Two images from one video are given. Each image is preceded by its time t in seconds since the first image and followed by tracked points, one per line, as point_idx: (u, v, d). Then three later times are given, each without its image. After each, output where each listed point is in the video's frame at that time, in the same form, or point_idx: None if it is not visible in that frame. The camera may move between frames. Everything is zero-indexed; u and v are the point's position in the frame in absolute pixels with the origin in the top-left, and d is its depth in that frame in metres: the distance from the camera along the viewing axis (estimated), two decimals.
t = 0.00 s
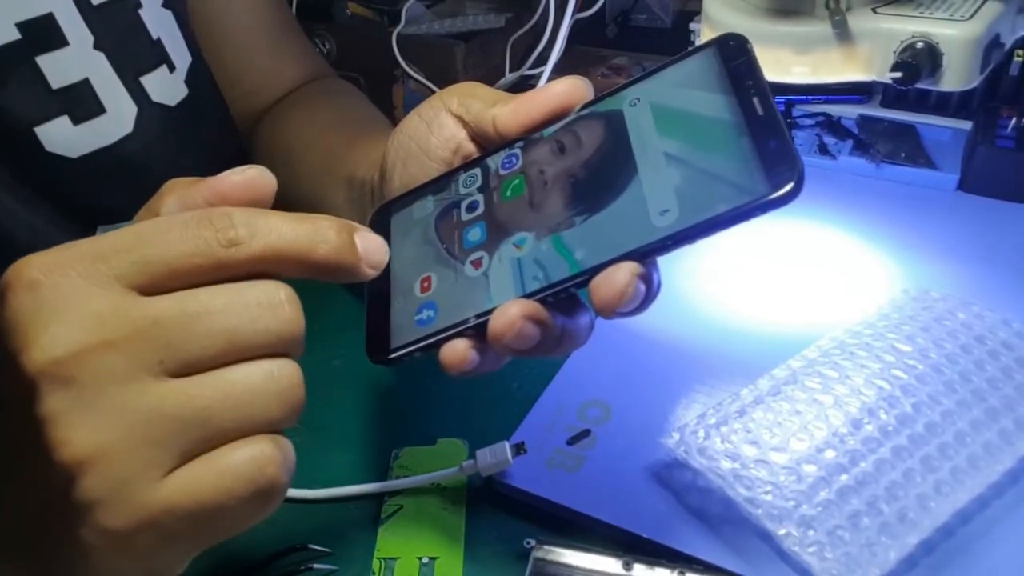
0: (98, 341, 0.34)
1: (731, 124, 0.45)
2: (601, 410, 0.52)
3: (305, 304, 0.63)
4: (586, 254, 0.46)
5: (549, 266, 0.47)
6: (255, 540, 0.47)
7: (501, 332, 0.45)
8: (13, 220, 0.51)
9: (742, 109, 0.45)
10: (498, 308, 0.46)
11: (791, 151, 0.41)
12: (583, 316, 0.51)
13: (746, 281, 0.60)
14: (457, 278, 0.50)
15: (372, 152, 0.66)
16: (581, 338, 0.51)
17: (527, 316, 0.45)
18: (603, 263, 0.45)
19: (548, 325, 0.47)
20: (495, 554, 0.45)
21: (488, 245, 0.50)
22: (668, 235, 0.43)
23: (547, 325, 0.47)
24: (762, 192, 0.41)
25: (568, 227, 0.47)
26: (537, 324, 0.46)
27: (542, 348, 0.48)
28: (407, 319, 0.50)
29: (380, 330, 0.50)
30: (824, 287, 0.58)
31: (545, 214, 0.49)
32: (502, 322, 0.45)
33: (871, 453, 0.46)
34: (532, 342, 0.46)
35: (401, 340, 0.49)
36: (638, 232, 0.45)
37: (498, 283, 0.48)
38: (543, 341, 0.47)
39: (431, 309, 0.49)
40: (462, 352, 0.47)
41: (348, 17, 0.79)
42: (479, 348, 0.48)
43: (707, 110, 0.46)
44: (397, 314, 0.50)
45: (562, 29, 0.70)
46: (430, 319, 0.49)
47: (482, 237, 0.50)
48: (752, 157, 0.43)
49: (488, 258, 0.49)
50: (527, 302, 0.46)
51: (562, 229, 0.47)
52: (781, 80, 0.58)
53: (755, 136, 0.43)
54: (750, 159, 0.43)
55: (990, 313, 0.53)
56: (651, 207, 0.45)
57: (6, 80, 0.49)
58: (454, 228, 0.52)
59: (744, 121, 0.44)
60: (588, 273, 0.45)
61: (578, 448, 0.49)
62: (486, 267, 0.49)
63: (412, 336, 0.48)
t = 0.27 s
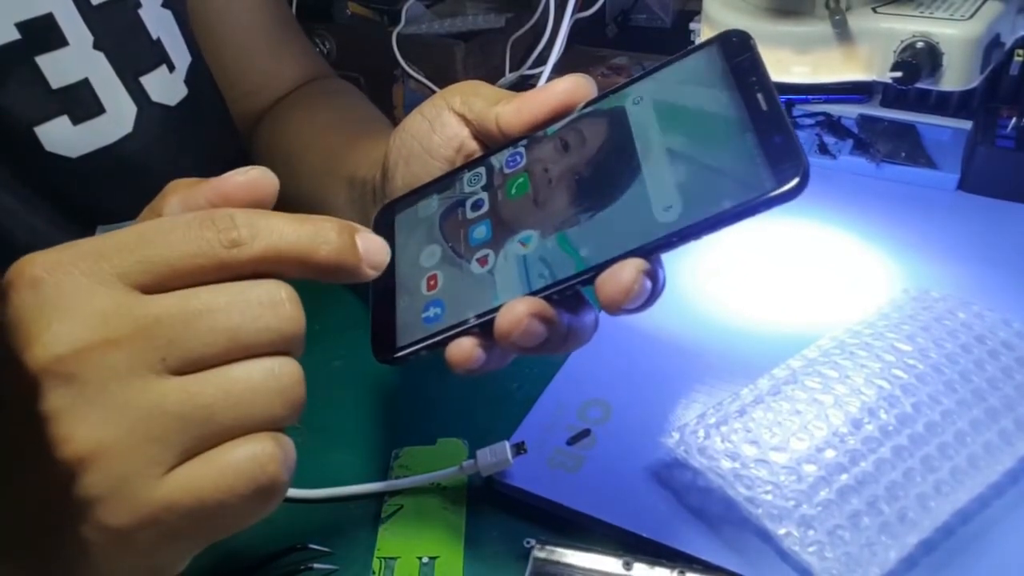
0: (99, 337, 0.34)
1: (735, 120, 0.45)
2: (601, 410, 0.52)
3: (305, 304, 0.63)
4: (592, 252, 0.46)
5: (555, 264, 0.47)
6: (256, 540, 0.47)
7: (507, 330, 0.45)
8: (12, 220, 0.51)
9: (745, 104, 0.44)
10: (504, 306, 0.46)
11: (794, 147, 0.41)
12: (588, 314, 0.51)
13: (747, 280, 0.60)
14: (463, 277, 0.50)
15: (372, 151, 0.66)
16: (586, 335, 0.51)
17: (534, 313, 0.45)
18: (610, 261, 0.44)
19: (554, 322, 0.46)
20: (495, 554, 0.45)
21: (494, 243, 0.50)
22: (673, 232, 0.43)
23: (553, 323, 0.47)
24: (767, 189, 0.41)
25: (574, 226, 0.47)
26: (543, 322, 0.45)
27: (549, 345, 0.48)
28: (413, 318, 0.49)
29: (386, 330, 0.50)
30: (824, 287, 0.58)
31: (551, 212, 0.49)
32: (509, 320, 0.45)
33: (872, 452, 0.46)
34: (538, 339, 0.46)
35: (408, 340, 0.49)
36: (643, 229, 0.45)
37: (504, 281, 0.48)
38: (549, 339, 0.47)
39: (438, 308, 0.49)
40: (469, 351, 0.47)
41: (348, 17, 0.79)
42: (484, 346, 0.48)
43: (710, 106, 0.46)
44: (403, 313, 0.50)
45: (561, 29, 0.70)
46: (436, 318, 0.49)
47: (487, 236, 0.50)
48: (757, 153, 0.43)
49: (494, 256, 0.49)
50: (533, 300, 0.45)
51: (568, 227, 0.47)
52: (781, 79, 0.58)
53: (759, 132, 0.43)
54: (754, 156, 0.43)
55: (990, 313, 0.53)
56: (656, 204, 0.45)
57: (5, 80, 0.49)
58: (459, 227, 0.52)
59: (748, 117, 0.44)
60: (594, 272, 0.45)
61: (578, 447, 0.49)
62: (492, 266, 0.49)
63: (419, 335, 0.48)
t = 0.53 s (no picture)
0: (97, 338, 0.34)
1: (735, 119, 0.45)
2: (601, 410, 0.52)
3: (306, 304, 0.63)
4: (594, 251, 0.46)
5: (557, 264, 0.47)
6: (258, 538, 0.47)
7: (508, 332, 0.45)
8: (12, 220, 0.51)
9: (746, 103, 0.45)
10: (505, 307, 0.46)
11: (796, 146, 0.42)
12: (587, 315, 0.51)
13: (748, 280, 0.60)
14: (464, 276, 0.50)
15: (372, 151, 0.66)
16: (585, 336, 0.51)
17: (535, 315, 0.45)
18: (611, 261, 0.44)
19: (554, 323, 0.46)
20: (495, 554, 0.45)
21: (498, 241, 0.50)
22: (676, 232, 0.43)
23: (554, 323, 0.46)
24: (769, 189, 0.41)
25: (576, 225, 0.47)
26: (543, 323, 0.45)
27: (550, 345, 0.48)
28: (415, 319, 0.49)
29: (388, 331, 0.50)
30: (825, 286, 0.58)
31: (552, 212, 0.49)
32: (509, 321, 0.45)
33: (871, 453, 0.46)
34: (538, 341, 0.46)
35: (410, 340, 0.49)
36: (645, 228, 0.45)
37: (506, 280, 0.48)
38: (550, 340, 0.47)
39: (440, 308, 0.49)
40: (469, 351, 0.47)
41: (348, 18, 0.78)
42: (485, 347, 0.48)
43: (710, 105, 0.46)
44: (405, 314, 0.50)
45: (562, 29, 0.70)
46: (438, 317, 0.49)
47: (488, 235, 0.50)
48: (757, 152, 0.43)
49: (495, 255, 0.49)
50: (534, 300, 0.45)
51: (570, 227, 0.47)
52: (780, 79, 0.58)
53: (761, 131, 0.43)
54: (755, 155, 0.43)
55: (991, 313, 0.53)
56: (659, 204, 0.45)
57: (5, 80, 0.49)
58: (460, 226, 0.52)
59: (748, 117, 0.44)
60: (592, 274, 0.45)
61: (578, 447, 0.49)
62: (492, 265, 0.49)
63: (421, 335, 0.48)
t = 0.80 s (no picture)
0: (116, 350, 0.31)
1: (726, 112, 0.44)
2: (601, 411, 0.52)
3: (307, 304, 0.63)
4: (607, 264, 0.45)
5: (571, 281, 0.46)
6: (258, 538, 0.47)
7: (541, 359, 0.46)
8: (12, 221, 0.51)
9: (735, 98, 0.44)
10: (530, 331, 0.46)
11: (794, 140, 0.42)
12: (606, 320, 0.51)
13: (747, 287, 0.59)
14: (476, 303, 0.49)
15: (371, 152, 0.66)
16: (603, 343, 0.50)
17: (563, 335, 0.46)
18: (637, 269, 0.44)
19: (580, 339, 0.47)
20: (495, 554, 0.45)
21: (509, 261, 0.49)
22: (684, 238, 0.43)
23: (579, 340, 0.47)
24: (773, 187, 0.41)
25: (586, 240, 0.47)
26: (570, 342, 0.46)
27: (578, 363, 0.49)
28: (436, 354, 0.49)
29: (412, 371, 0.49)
30: (825, 287, 0.58)
31: (557, 228, 0.48)
32: (543, 347, 0.46)
33: (872, 453, 0.46)
34: (569, 360, 0.47)
35: (435, 377, 0.48)
36: (655, 237, 0.44)
37: (523, 304, 0.47)
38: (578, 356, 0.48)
39: (461, 340, 0.48)
40: (499, 380, 0.48)
41: (348, 18, 0.79)
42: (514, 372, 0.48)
43: (699, 100, 0.46)
44: (424, 352, 0.49)
45: (561, 29, 0.70)
46: (460, 350, 0.48)
47: (495, 257, 0.50)
48: (756, 147, 0.43)
49: (506, 279, 0.49)
50: (562, 323, 0.46)
51: (579, 242, 0.47)
52: (780, 79, 0.58)
53: (756, 126, 0.43)
54: (754, 152, 0.43)
55: (990, 314, 0.53)
56: (664, 210, 0.45)
57: (5, 80, 0.49)
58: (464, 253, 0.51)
59: (740, 111, 0.44)
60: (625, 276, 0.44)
61: (578, 447, 0.49)
62: (504, 289, 0.48)
63: (449, 370, 0.48)
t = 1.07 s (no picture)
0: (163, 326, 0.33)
1: (717, 112, 0.44)
2: (601, 410, 0.52)
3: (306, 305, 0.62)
4: (604, 269, 0.45)
5: (569, 287, 0.46)
6: (258, 538, 0.47)
7: (541, 366, 0.45)
8: (12, 222, 0.50)
9: (725, 97, 0.44)
10: (530, 341, 0.46)
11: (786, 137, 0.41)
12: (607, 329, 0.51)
13: (743, 289, 0.59)
14: (476, 312, 0.49)
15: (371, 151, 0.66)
16: (603, 346, 0.50)
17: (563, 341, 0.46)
18: (637, 272, 0.44)
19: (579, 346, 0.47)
20: (495, 554, 0.45)
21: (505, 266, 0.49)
22: (681, 240, 0.43)
23: (579, 346, 0.47)
24: (768, 187, 0.41)
25: (583, 244, 0.47)
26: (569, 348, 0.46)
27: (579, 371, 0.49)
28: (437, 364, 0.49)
29: (414, 382, 0.50)
30: (824, 286, 0.58)
31: (554, 233, 0.48)
32: (543, 355, 0.45)
33: (872, 452, 0.46)
34: (569, 365, 0.47)
35: (437, 387, 0.49)
36: (652, 240, 0.44)
37: (522, 311, 0.47)
38: (578, 363, 0.48)
39: (462, 350, 0.49)
40: (501, 388, 0.48)
41: (348, 17, 0.79)
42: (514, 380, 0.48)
43: (688, 101, 0.45)
44: (426, 362, 0.50)
45: (562, 29, 0.70)
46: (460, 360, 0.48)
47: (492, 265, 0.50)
48: (748, 147, 0.42)
49: (502, 287, 0.49)
50: (560, 330, 0.46)
51: (575, 248, 0.47)
52: (781, 79, 0.58)
53: (747, 125, 0.43)
54: (746, 151, 0.42)
55: (991, 313, 0.53)
56: (660, 212, 0.45)
57: (5, 80, 0.49)
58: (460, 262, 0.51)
59: (731, 110, 0.44)
60: (624, 279, 0.44)
61: (578, 447, 0.49)
62: (503, 297, 0.48)
63: (451, 380, 0.48)
